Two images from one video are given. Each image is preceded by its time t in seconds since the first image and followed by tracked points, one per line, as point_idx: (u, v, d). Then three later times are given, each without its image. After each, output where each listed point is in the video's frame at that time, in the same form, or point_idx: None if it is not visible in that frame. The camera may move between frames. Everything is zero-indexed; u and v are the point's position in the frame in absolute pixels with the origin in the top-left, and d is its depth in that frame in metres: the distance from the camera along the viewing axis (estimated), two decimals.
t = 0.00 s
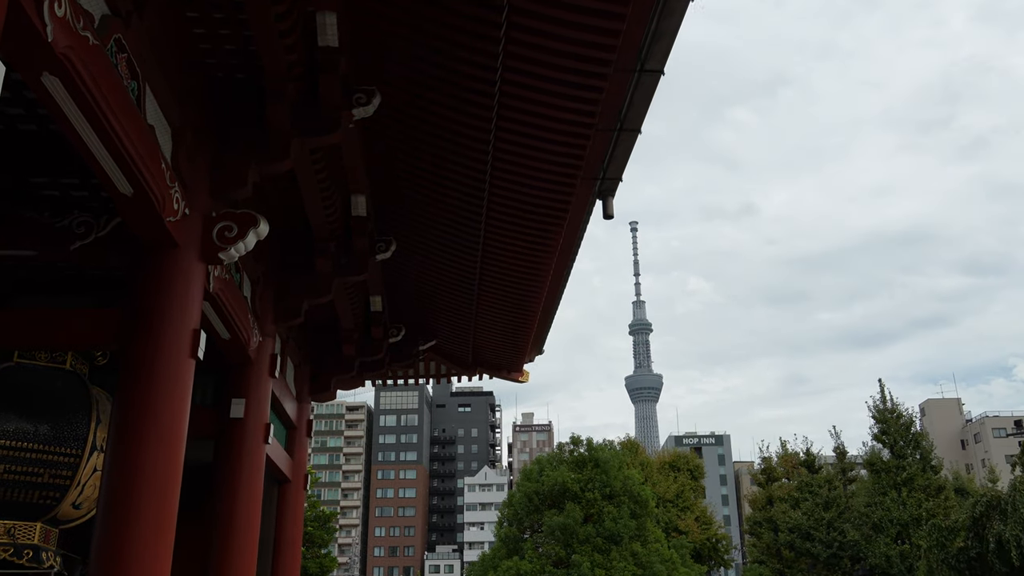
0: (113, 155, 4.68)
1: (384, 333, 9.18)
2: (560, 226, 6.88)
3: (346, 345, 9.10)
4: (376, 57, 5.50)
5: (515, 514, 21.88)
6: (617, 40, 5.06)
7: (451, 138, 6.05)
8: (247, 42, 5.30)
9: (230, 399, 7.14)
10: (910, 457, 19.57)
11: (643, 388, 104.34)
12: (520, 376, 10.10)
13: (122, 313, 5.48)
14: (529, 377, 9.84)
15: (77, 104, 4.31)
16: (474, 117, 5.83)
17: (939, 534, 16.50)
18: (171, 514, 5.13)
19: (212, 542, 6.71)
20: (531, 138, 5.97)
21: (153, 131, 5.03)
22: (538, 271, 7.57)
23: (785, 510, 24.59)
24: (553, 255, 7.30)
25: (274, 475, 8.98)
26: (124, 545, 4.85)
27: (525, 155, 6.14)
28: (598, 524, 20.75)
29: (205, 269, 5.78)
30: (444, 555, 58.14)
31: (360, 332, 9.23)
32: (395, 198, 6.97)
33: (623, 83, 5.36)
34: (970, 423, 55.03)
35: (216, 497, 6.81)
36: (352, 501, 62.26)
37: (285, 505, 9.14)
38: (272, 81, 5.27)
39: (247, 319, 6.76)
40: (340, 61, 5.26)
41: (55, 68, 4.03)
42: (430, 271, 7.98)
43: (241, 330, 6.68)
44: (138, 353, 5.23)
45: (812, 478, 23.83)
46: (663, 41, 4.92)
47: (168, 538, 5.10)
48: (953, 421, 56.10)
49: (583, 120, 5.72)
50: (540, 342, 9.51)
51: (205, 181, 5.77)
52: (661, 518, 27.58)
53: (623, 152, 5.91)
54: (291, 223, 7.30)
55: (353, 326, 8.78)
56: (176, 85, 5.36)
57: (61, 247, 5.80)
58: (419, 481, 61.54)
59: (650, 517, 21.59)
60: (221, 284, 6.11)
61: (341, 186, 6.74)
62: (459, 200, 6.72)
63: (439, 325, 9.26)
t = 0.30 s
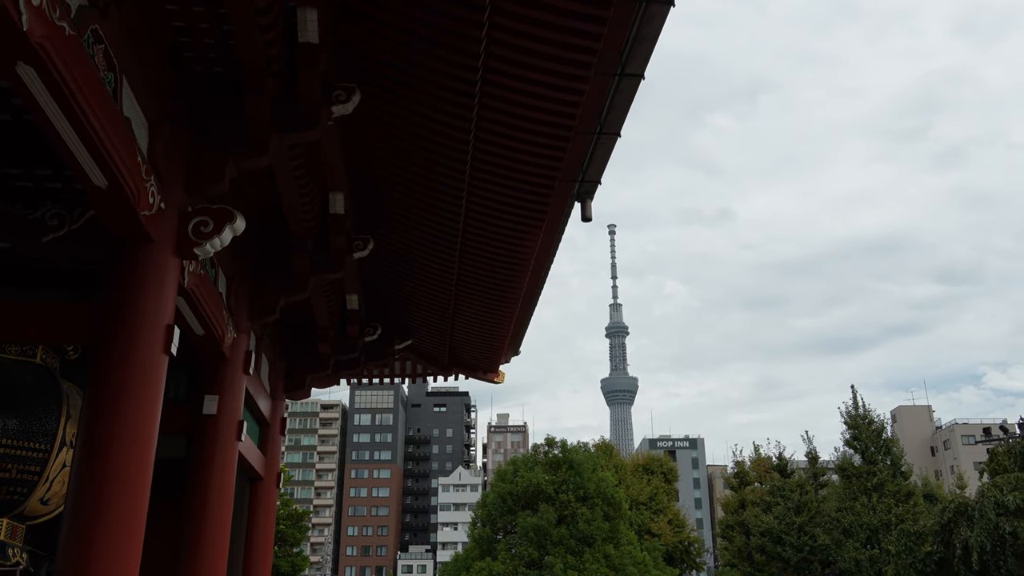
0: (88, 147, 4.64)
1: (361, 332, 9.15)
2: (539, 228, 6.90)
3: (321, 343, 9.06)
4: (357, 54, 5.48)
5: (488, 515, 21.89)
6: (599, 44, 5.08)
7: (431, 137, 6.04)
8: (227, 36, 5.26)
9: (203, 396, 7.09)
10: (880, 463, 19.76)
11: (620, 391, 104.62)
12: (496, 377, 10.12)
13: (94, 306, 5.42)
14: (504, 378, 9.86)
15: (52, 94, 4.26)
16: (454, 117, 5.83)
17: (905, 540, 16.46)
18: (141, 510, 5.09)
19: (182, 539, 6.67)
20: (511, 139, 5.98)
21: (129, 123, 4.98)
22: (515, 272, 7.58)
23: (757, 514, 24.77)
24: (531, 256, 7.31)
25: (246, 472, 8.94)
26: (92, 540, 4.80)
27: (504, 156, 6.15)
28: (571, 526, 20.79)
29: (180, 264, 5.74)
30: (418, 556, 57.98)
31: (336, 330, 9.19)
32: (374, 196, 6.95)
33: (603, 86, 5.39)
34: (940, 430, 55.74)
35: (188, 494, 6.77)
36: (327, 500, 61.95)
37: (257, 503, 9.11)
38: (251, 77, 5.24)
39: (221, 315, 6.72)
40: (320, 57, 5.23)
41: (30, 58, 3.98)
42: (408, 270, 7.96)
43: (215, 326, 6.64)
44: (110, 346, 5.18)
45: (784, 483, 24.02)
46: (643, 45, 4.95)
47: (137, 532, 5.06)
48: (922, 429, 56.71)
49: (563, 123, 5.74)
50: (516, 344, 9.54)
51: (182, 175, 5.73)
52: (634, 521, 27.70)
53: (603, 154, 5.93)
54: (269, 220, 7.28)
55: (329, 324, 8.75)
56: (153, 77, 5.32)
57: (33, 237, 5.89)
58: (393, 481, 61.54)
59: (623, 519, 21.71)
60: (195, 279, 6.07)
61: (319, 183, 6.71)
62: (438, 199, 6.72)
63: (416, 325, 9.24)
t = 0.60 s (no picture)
0: (69, 143, 4.60)
1: (344, 332, 9.12)
2: (523, 229, 6.91)
3: (304, 343, 9.03)
4: (343, 53, 5.47)
5: (471, 516, 21.88)
6: (585, 46, 5.09)
7: (417, 137, 6.03)
8: (211, 33, 5.24)
9: (185, 395, 7.05)
10: (861, 466, 19.96)
11: (604, 391, 104.78)
12: (480, 378, 10.12)
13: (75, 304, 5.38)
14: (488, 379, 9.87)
15: (34, 89, 4.22)
16: (440, 118, 5.82)
17: (884, 544, 16.82)
18: (120, 509, 5.05)
19: (162, 539, 6.63)
20: (497, 141, 5.98)
21: (111, 120, 4.94)
22: (500, 273, 7.59)
23: (738, 517, 24.89)
24: (516, 257, 7.32)
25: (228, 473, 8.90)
26: (70, 539, 4.76)
27: (490, 157, 6.15)
28: (553, 527, 20.81)
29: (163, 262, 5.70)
30: (400, 557, 57.83)
31: (319, 330, 9.17)
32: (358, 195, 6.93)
33: (589, 89, 5.41)
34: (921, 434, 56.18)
35: (168, 495, 6.74)
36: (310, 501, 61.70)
37: (238, 503, 9.08)
38: (236, 75, 5.22)
39: (204, 314, 6.69)
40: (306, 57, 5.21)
41: (12, 53, 3.94)
42: (392, 271, 7.95)
43: (197, 325, 6.60)
44: (91, 344, 5.14)
45: (766, 486, 24.14)
46: (628, 49, 4.97)
47: (116, 534, 5.02)
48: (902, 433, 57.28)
49: (549, 124, 5.74)
50: (500, 345, 9.55)
51: (165, 173, 5.69)
52: (617, 523, 27.77)
53: (588, 156, 5.95)
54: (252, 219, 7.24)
55: (312, 324, 8.72)
56: (137, 75, 5.28)
57: (14, 235, 5.84)
58: (376, 481, 61.21)
59: (605, 521, 21.74)
60: (178, 277, 6.04)
61: (304, 182, 6.69)
62: (423, 200, 6.71)
63: (400, 326, 9.23)
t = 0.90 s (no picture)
0: (51, 140, 4.57)
1: (328, 333, 9.09)
2: (509, 230, 6.92)
3: (288, 343, 9.01)
4: (330, 52, 5.45)
5: (455, 516, 21.87)
6: (571, 48, 5.10)
7: (404, 138, 6.02)
8: (196, 32, 5.21)
9: (168, 395, 7.02)
10: (844, 468, 19.99)
11: (590, 394, 104.97)
12: (465, 379, 10.14)
13: (58, 304, 5.34)
14: (473, 380, 9.88)
15: (15, 87, 4.19)
16: (426, 118, 5.81)
17: (866, 546, 16.88)
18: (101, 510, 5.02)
19: (144, 540, 6.59)
20: (484, 142, 5.99)
21: (94, 118, 4.91)
22: (485, 274, 7.60)
23: (722, 518, 24.99)
24: (501, 257, 7.33)
25: (211, 474, 8.87)
26: (50, 540, 4.72)
27: (475, 158, 6.15)
28: (538, 529, 20.84)
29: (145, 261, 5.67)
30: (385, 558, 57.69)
31: (304, 331, 9.14)
32: (344, 196, 6.92)
33: (575, 91, 5.42)
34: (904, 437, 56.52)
35: (150, 495, 6.71)
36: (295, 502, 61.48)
37: (222, 504, 9.05)
38: (221, 74, 5.19)
39: (187, 314, 6.66)
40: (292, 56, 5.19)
41: None
42: (379, 271, 7.94)
43: (180, 325, 6.58)
44: (72, 343, 5.10)
45: (749, 487, 24.26)
46: (614, 52, 4.99)
47: (97, 533, 4.99)
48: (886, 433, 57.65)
49: (534, 126, 5.76)
50: (485, 346, 9.56)
51: (148, 172, 5.66)
52: (601, 525, 27.85)
53: (573, 158, 5.96)
54: (236, 218, 7.21)
55: (297, 324, 8.69)
56: (120, 72, 5.25)
57: None
58: (359, 482, 60.85)
59: (589, 522, 21.79)
60: (161, 277, 6.02)
61: (289, 183, 6.67)
62: (409, 201, 6.71)
63: (385, 327, 9.22)
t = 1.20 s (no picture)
0: (33, 135, 4.53)
1: (312, 331, 9.06)
2: (494, 230, 6.92)
3: (272, 342, 8.97)
4: (315, 49, 5.44)
5: (438, 515, 21.84)
6: (557, 48, 5.11)
7: (389, 137, 6.01)
8: (181, 27, 5.19)
9: (149, 393, 6.98)
10: (826, 468, 20.11)
11: (575, 393, 105.12)
12: (449, 379, 10.14)
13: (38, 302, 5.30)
14: (457, 380, 9.89)
15: None
16: (411, 117, 5.80)
17: (847, 545, 17.00)
18: (81, 509, 4.98)
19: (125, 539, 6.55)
20: (470, 142, 5.99)
21: (77, 114, 4.88)
22: (469, 273, 7.59)
23: (705, 518, 25.08)
24: (486, 257, 7.33)
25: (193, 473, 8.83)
26: (29, 539, 4.68)
27: (460, 157, 6.15)
28: (521, 528, 20.85)
29: (128, 259, 5.64)
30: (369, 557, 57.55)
31: (287, 329, 9.10)
32: (329, 195, 6.90)
33: (560, 91, 5.43)
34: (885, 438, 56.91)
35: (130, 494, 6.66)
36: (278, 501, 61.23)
37: (203, 503, 9.01)
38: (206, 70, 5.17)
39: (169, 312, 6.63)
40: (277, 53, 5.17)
41: None
42: (363, 270, 7.92)
43: (162, 323, 6.54)
44: (52, 338, 5.06)
45: (732, 487, 24.37)
46: (600, 51, 5.00)
47: (77, 529, 4.96)
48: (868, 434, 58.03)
49: (519, 125, 5.77)
50: (469, 346, 9.57)
51: (131, 169, 5.63)
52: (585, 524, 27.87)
53: (558, 158, 5.97)
54: (219, 215, 7.18)
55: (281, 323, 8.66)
56: (103, 68, 5.21)
57: None
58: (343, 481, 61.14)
59: (573, 522, 21.82)
60: (143, 275, 5.98)
61: (273, 181, 6.63)
62: (394, 200, 6.70)
63: (369, 325, 9.20)
